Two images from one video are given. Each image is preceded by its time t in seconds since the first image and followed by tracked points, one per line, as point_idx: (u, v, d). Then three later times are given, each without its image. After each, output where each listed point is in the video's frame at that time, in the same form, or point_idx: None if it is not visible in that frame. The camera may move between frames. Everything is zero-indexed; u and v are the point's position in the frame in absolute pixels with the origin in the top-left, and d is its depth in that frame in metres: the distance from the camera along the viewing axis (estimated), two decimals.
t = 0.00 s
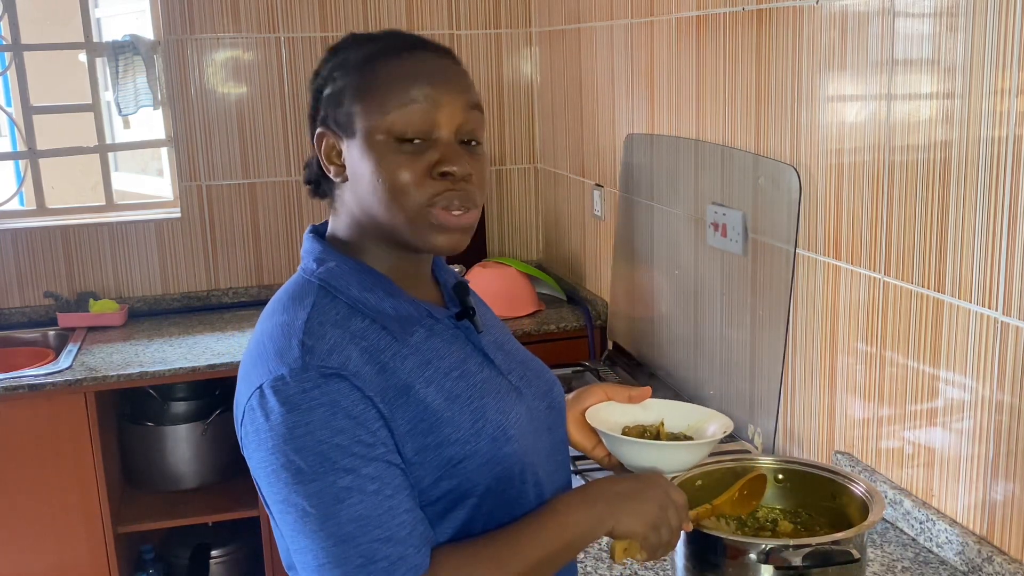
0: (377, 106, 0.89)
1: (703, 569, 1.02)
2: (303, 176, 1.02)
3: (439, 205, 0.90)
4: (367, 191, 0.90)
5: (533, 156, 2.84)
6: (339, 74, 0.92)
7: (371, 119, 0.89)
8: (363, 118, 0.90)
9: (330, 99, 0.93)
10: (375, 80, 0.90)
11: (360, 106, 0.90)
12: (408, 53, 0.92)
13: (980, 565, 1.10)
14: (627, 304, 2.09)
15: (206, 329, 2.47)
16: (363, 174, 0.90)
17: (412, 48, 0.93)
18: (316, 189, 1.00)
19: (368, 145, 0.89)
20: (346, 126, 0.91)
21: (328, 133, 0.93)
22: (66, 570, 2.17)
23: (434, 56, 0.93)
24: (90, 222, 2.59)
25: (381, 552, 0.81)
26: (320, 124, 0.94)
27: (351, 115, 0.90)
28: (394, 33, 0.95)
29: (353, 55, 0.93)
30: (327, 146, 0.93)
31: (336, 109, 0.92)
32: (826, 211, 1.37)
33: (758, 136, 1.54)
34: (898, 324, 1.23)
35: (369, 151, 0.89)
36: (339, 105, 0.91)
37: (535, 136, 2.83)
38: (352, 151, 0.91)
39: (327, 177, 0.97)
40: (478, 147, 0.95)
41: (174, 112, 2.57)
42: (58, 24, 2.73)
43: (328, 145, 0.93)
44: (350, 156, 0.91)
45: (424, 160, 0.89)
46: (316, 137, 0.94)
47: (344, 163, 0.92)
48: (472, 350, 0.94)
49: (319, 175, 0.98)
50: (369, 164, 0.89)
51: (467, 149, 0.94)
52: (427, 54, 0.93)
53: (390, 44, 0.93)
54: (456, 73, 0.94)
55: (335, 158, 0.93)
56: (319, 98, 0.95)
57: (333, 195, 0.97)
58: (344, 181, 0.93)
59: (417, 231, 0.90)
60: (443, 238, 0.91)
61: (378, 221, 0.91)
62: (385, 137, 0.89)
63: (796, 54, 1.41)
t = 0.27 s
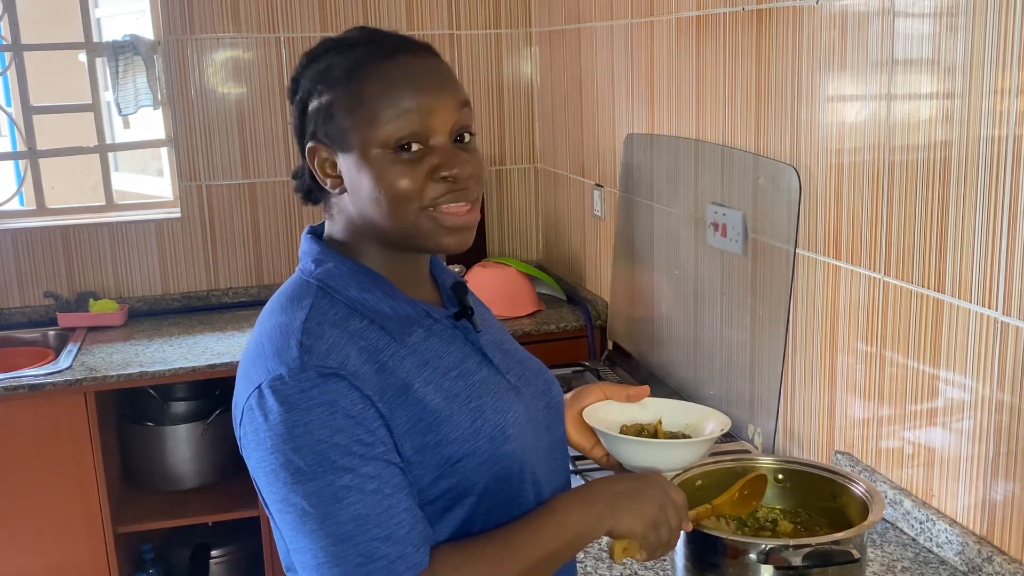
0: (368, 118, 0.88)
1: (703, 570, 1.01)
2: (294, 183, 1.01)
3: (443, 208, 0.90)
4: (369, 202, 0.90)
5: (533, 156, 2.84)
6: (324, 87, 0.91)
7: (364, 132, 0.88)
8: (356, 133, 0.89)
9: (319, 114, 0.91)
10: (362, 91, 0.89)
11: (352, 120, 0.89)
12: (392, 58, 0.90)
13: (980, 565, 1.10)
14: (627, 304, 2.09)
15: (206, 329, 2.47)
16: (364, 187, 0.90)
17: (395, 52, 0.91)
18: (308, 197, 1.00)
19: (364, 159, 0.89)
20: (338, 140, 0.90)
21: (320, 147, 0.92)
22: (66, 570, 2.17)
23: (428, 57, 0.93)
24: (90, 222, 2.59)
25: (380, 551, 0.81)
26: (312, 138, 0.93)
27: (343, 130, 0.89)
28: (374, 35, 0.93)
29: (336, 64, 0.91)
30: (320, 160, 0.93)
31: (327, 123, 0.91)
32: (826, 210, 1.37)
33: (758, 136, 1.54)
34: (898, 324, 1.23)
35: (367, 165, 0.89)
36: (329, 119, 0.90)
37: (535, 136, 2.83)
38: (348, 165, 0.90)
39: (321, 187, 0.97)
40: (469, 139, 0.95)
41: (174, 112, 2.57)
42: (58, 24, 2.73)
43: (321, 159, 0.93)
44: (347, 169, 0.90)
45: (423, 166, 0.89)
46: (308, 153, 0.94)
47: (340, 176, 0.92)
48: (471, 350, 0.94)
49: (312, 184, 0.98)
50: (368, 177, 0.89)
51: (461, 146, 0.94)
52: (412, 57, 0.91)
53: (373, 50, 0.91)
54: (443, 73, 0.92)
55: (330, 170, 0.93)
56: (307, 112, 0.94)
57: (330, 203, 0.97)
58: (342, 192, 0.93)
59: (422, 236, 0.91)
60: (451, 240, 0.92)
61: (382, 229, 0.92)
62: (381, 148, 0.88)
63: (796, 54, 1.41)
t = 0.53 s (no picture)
0: (365, 118, 0.88)
1: (703, 569, 1.02)
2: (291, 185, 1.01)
3: (441, 207, 0.90)
4: (366, 202, 0.90)
5: (532, 155, 2.84)
6: (319, 88, 0.91)
7: (360, 132, 0.88)
8: (352, 134, 0.89)
9: (315, 115, 0.91)
10: (357, 91, 0.89)
11: (349, 120, 0.89)
12: (387, 58, 0.90)
13: (980, 565, 1.10)
14: (627, 304, 2.09)
15: (206, 329, 2.47)
16: (361, 187, 0.90)
17: (391, 52, 0.91)
18: (306, 198, 1.00)
19: (361, 159, 0.89)
20: (335, 141, 0.90)
21: (317, 148, 0.92)
22: (66, 570, 2.17)
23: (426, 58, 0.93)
24: (90, 222, 2.59)
25: (378, 550, 0.81)
26: (308, 139, 0.93)
27: (340, 131, 0.89)
28: (369, 34, 0.93)
29: (331, 65, 0.91)
30: (317, 160, 0.93)
31: (324, 124, 0.91)
32: (826, 210, 1.37)
33: (758, 136, 1.54)
34: (898, 323, 1.23)
35: (364, 165, 0.89)
36: (326, 120, 0.90)
37: (535, 136, 2.83)
38: (346, 165, 0.90)
39: (318, 188, 0.97)
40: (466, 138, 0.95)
41: (174, 112, 2.57)
42: (58, 24, 2.73)
43: (318, 160, 0.93)
44: (344, 170, 0.90)
45: (420, 165, 0.89)
46: (305, 154, 0.93)
47: (337, 176, 0.92)
48: (468, 350, 0.94)
49: (309, 186, 0.98)
50: (365, 177, 0.89)
51: (458, 145, 0.94)
52: (407, 57, 0.91)
53: (368, 50, 0.91)
54: (438, 72, 0.92)
55: (327, 171, 0.93)
56: (303, 113, 0.94)
57: (327, 203, 0.97)
58: (338, 194, 0.93)
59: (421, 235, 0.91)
60: (449, 239, 0.92)
61: (379, 229, 0.92)
62: (378, 148, 0.88)
63: (796, 54, 1.41)
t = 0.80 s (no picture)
0: (365, 120, 0.88)
1: (703, 569, 1.02)
2: (294, 186, 1.01)
3: (442, 209, 0.90)
4: (367, 204, 0.90)
5: (533, 156, 2.84)
6: (319, 90, 0.91)
7: (361, 134, 0.88)
8: (353, 136, 0.89)
9: (316, 116, 0.91)
10: (357, 93, 0.89)
11: (349, 122, 0.89)
12: (387, 59, 0.90)
13: (980, 565, 1.10)
14: (627, 304, 2.09)
15: (206, 329, 2.47)
16: (362, 189, 0.90)
17: (391, 53, 0.91)
18: (308, 200, 1.00)
19: (362, 161, 0.89)
20: (336, 143, 0.90)
21: (319, 151, 0.92)
22: (66, 569, 2.17)
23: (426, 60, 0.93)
24: (90, 222, 2.59)
25: (376, 549, 0.81)
26: (310, 141, 0.93)
27: (341, 133, 0.89)
28: (369, 35, 0.93)
29: (332, 66, 0.91)
30: (319, 162, 0.93)
31: (325, 125, 0.91)
32: (826, 209, 1.37)
33: (758, 136, 1.54)
34: (898, 323, 1.23)
35: (365, 167, 0.89)
36: (326, 121, 0.90)
37: (535, 136, 2.83)
38: (347, 167, 0.90)
39: (320, 191, 0.97)
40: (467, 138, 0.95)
41: (174, 112, 2.57)
42: (59, 24, 2.73)
43: (320, 162, 0.93)
44: (345, 172, 0.90)
45: (421, 167, 0.89)
46: (306, 156, 0.94)
47: (338, 178, 0.92)
48: (468, 349, 0.94)
49: (311, 188, 0.98)
50: (366, 179, 0.89)
51: (459, 146, 0.94)
52: (408, 57, 0.91)
53: (368, 51, 0.91)
54: (439, 72, 0.92)
55: (328, 173, 0.93)
56: (304, 114, 0.94)
57: (328, 206, 0.97)
58: (340, 195, 0.93)
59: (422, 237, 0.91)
60: (450, 241, 0.91)
61: (380, 230, 0.92)
62: (379, 149, 0.88)
63: (796, 53, 1.41)
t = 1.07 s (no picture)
0: (362, 118, 0.88)
1: (702, 569, 1.01)
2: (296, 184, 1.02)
3: (436, 211, 0.90)
4: (363, 202, 0.90)
5: (532, 156, 2.84)
6: (319, 88, 0.91)
7: (357, 133, 0.89)
8: (349, 135, 0.89)
9: (315, 115, 0.92)
10: (356, 91, 0.89)
11: (346, 121, 0.89)
12: (388, 58, 0.91)
13: (980, 565, 1.10)
14: (627, 304, 2.09)
15: (206, 329, 2.47)
16: (358, 187, 0.90)
17: (391, 54, 0.91)
18: (309, 197, 1.00)
19: (358, 159, 0.89)
20: (333, 141, 0.91)
21: (317, 148, 0.93)
22: (66, 569, 2.17)
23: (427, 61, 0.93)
24: (90, 222, 2.59)
25: (375, 550, 0.81)
26: (310, 138, 0.94)
27: (338, 131, 0.90)
28: (372, 36, 0.93)
29: (332, 66, 0.91)
30: (317, 160, 0.93)
31: (323, 124, 0.91)
32: (826, 209, 1.37)
33: (758, 135, 1.54)
34: (898, 323, 1.23)
35: (360, 166, 0.89)
36: (325, 120, 0.91)
37: (535, 136, 2.83)
38: (343, 165, 0.91)
39: (320, 189, 0.98)
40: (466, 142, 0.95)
41: (174, 112, 2.57)
42: (58, 25, 2.73)
43: (319, 160, 0.93)
44: (342, 170, 0.91)
45: (416, 169, 0.89)
46: (306, 152, 0.94)
47: (336, 176, 0.92)
48: (468, 350, 0.94)
49: (312, 185, 0.98)
50: (362, 177, 0.89)
51: (458, 149, 0.94)
52: (408, 58, 0.91)
53: (368, 52, 0.91)
54: (439, 74, 0.92)
55: (327, 170, 0.93)
56: (305, 112, 0.94)
57: (327, 204, 0.98)
58: (337, 193, 0.94)
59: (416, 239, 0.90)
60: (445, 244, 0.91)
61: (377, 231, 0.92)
62: (374, 149, 0.89)
63: (796, 53, 1.41)
